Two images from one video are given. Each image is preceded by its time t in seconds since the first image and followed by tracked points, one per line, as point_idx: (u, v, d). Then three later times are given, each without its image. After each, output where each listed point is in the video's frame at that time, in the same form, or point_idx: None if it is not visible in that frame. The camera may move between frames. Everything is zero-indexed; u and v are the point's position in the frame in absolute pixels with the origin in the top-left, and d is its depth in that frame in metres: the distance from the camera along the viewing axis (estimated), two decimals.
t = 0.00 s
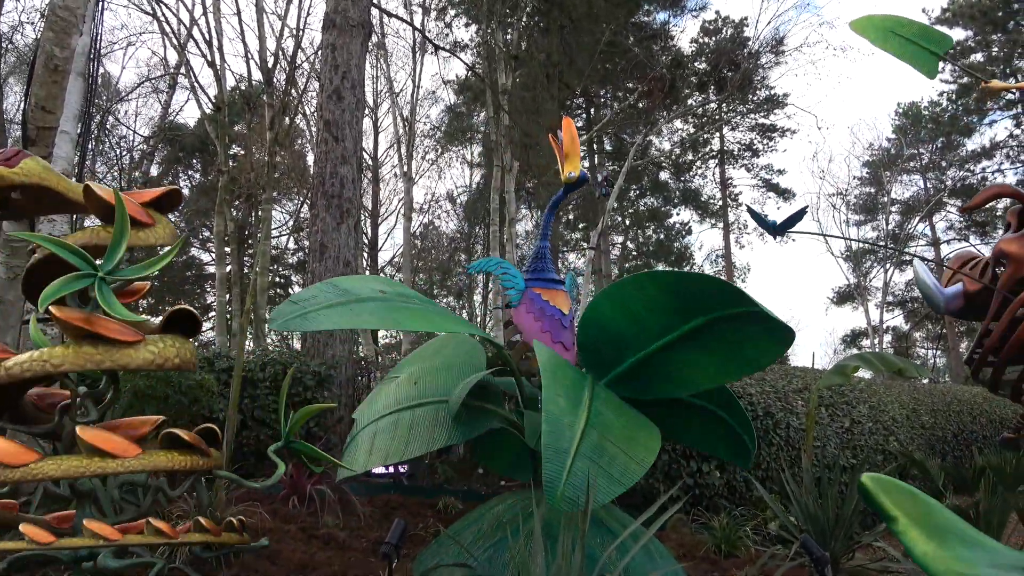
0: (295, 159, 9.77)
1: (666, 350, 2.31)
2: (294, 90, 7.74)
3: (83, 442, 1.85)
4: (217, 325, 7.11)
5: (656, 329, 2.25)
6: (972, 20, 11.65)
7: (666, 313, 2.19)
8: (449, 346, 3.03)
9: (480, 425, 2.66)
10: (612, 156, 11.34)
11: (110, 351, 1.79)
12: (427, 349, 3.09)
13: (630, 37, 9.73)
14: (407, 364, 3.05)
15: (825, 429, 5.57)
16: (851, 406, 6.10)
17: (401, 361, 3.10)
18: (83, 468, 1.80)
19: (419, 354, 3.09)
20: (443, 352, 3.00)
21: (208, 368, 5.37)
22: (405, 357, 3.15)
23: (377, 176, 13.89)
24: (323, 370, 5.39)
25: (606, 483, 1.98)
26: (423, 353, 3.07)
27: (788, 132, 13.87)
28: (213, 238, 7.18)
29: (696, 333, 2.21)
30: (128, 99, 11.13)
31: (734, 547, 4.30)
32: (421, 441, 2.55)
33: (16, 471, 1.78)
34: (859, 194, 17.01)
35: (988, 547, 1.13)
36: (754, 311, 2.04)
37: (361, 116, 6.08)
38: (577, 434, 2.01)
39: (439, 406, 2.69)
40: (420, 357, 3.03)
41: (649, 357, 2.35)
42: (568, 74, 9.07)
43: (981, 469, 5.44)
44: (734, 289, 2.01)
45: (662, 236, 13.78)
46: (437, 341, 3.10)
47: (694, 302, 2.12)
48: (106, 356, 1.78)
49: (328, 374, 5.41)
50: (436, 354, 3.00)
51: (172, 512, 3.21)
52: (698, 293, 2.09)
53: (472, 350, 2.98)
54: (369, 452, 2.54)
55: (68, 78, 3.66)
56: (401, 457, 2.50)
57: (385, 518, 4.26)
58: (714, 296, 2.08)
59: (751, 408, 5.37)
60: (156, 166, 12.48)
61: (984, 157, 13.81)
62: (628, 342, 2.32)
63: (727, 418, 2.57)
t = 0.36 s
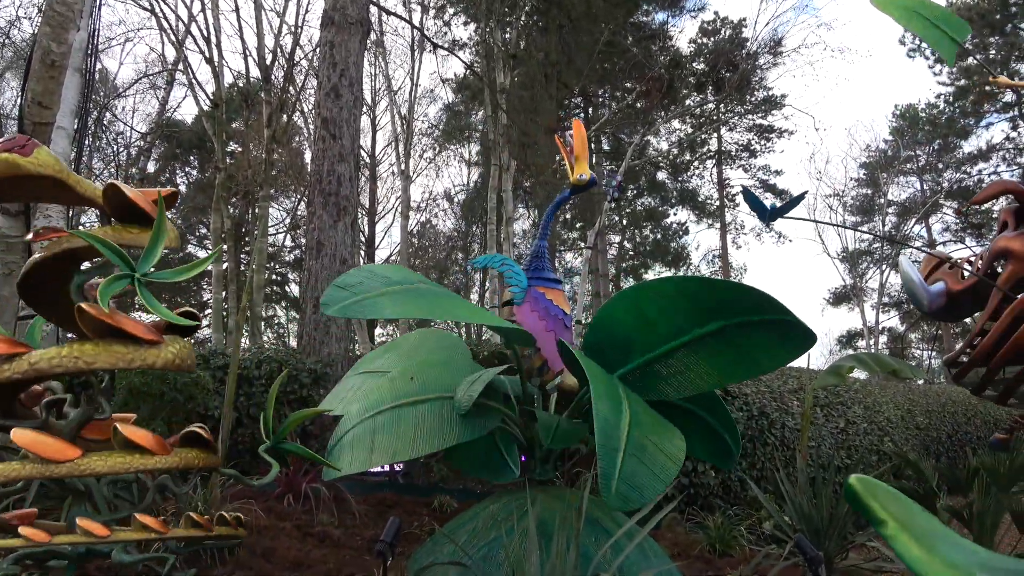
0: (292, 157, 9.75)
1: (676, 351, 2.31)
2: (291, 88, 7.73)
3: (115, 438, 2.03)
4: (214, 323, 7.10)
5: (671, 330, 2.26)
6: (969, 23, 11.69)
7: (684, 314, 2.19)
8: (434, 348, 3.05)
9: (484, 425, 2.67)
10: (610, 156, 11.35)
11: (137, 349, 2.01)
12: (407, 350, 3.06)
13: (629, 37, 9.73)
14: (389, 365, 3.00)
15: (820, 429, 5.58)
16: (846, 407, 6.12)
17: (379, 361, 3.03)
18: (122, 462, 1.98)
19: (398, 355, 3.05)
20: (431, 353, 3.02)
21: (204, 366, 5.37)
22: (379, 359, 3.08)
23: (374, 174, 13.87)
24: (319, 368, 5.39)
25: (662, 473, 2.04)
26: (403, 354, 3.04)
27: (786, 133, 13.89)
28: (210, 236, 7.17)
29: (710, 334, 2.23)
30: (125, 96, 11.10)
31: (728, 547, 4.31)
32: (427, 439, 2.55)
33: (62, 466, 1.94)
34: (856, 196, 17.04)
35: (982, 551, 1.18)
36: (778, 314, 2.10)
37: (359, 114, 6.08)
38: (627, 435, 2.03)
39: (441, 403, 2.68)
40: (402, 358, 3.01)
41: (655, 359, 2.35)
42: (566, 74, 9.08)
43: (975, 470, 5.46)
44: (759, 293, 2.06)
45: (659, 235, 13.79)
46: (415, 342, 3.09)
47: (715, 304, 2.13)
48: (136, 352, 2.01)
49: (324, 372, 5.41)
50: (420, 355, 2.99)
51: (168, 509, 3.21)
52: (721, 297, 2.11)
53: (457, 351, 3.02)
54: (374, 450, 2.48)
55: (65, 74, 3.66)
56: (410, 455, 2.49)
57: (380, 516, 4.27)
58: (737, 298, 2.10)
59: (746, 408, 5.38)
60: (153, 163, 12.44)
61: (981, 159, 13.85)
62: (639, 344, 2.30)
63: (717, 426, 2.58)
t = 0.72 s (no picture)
0: (284, 155, 9.72)
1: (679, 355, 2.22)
2: (284, 87, 7.71)
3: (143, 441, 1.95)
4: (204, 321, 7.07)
5: (668, 337, 2.18)
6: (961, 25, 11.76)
7: (684, 322, 2.12)
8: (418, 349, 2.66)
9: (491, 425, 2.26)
10: (603, 156, 11.36)
11: (156, 352, 1.93)
12: (381, 347, 2.63)
13: (622, 37, 9.73)
14: (366, 366, 2.57)
15: (810, 430, 5.60)
16: (837, 407, 6.15)
17: (351, 360, 2.59)
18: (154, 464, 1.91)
19: (373, 351, 2.62)
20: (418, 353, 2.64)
21: (195, 365, 5.34)
22: (349, 357, 2.64)
23: (367, 173, 13.83)
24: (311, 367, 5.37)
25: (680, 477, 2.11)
26: (379, 352, 2.62)
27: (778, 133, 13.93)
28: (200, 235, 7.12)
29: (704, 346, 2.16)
30: (116, 93, 11.03)
31: (719, 547, 4.31)
32: (442, 434, 2.11)
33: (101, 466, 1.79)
34: (848, 197, 17.13)
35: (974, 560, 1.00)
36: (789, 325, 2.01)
37: (351, 113, 6.06)
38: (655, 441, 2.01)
39: (446, 400, 2.23)
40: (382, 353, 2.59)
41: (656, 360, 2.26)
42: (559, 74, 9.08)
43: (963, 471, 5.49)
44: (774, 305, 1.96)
45: (652, 236, 13.82)
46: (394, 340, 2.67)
47: (724, 314, 2.05)
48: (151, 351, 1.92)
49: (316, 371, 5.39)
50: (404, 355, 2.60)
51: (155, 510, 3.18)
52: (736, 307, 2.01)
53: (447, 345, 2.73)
54: (381, 447, 2.02)
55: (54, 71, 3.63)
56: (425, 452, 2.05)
57: (371, 516, 4.25)
58: (741, 306, 2.00)
59: (737, 408, 5.39)
60: (144, 161, 12.37)
61: (971, 161, 13.94)
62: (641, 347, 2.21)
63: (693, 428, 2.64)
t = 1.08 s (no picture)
0: (277, 154, 9.69)
1: (674, 360, 2.22)
2: (276, 86, 7.69)
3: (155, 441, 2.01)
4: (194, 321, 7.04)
5: (665, 341, 2.17)
6: (952, 28, 11.85)
7: (679, 328, 2.13)
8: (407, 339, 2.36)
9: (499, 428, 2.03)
10: (596, 156, 11.37)
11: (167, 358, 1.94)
12: (364, 337, 2.31)
13: (616, 38, 9.74)
14: (345, 358, 2.25)
15: (802, 430, 5.63)
16: (828, 408, 6.17)
17: (329, 349, 2.27)
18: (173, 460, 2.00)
19: (353, 339, 2.30)
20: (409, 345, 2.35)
21: (186, 364, 5.31)
22: (323, 345, 2.30)
23: (360, 172, 13.79)
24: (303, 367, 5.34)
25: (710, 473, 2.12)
26: (361, 340, 2.30)
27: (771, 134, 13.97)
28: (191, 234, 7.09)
29: (700, 350, 2.18)
30: (108, 91, 10.96)
31: (711, 547, 4.33)
32: (458, 436, 1.90)
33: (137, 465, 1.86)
34: (840, 198, 17.21)
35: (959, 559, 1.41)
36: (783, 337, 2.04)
37: (344, 113, 6.05)
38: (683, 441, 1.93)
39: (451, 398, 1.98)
40: (361, 343, 2.29)
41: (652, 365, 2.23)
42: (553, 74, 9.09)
43: (952, 471, 5.52)
44: (770, 316, 1.99)
45: (645, 236, 13.85)
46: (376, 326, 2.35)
47: (721, 321, 2.06)
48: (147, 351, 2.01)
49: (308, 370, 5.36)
50: (394, 347, 2.31)
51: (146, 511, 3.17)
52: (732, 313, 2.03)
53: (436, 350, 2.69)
54: (393, 449, 1.77)
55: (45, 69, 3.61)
56: (441, 456, 1.82)
57: (363, 516, 4.25)
58: (736, 314, 2.02)
59: (729, 408, 5.40)
60: (135, 159, 12.29)
61: (962, 163, 14.02)
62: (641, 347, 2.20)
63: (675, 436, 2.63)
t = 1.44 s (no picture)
0: (276, 150, 9.68)
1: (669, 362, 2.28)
2: (277, 81, 7.68)
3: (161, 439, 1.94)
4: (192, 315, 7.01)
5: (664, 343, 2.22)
6: (952, 31, 11.89)
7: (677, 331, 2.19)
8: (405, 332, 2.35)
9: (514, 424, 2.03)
10: (596, 156, 11.37)
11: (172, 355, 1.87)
12: (355, 329, 2.28)
13: (616, 37, 9.75)
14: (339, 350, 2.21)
15: (799, 431, 5.63)
16: (824, 409, 6.17)
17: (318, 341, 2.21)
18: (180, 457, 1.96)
19: (343, 332, 2.26)
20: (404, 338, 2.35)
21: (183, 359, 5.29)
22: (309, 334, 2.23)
23: (359, 169, 13.77)
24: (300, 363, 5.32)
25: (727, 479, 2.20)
26: (353, 334, 2.26)
27: (771, 135, 13.98)
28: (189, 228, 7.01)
29: (699, 352, 2.26)
30: (108, 84, 10.93)
31: (707, 546, 4.32)
32: (485, 432, 1.88)
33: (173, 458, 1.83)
34: (838, 200, 17.24)
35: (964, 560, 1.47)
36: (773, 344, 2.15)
37: (344, 108, 6.04)
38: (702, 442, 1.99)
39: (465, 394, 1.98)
40: (353, 338, 2.25)
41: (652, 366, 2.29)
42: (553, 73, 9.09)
43: (948, 473, 5.53)
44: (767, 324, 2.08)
45: (643, 236, 13.87)
46: (367, 319, 2.32)
47: (721, 327, 2.13)
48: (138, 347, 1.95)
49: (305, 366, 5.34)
50: (389, 341, 2.30)
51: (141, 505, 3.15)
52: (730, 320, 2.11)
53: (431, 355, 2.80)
54: (419, 444, 1.76)
55: (45, 61, 3.60)
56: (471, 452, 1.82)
57: (359, 512, 4.24)
58: (733, 321, 2.10)
59: (727, 408, 5.40)
60: (134, 153, 12.26)
61: (961, 166, 14.05)
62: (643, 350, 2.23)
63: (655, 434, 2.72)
